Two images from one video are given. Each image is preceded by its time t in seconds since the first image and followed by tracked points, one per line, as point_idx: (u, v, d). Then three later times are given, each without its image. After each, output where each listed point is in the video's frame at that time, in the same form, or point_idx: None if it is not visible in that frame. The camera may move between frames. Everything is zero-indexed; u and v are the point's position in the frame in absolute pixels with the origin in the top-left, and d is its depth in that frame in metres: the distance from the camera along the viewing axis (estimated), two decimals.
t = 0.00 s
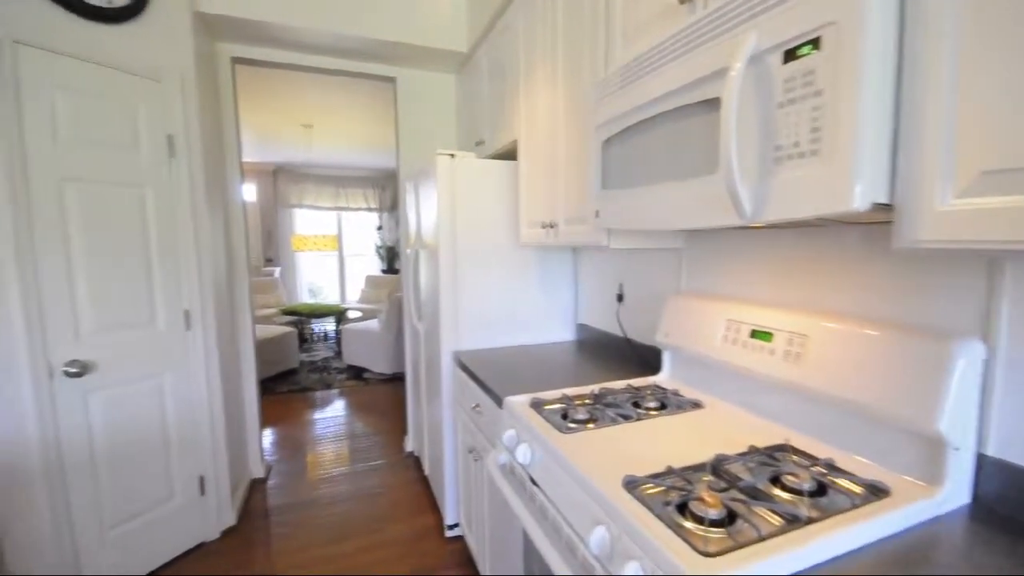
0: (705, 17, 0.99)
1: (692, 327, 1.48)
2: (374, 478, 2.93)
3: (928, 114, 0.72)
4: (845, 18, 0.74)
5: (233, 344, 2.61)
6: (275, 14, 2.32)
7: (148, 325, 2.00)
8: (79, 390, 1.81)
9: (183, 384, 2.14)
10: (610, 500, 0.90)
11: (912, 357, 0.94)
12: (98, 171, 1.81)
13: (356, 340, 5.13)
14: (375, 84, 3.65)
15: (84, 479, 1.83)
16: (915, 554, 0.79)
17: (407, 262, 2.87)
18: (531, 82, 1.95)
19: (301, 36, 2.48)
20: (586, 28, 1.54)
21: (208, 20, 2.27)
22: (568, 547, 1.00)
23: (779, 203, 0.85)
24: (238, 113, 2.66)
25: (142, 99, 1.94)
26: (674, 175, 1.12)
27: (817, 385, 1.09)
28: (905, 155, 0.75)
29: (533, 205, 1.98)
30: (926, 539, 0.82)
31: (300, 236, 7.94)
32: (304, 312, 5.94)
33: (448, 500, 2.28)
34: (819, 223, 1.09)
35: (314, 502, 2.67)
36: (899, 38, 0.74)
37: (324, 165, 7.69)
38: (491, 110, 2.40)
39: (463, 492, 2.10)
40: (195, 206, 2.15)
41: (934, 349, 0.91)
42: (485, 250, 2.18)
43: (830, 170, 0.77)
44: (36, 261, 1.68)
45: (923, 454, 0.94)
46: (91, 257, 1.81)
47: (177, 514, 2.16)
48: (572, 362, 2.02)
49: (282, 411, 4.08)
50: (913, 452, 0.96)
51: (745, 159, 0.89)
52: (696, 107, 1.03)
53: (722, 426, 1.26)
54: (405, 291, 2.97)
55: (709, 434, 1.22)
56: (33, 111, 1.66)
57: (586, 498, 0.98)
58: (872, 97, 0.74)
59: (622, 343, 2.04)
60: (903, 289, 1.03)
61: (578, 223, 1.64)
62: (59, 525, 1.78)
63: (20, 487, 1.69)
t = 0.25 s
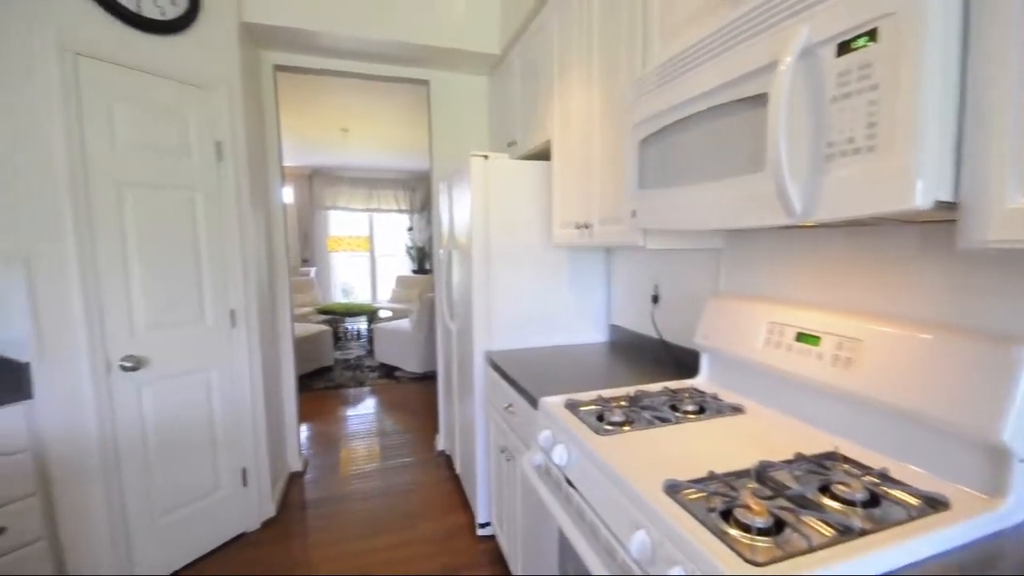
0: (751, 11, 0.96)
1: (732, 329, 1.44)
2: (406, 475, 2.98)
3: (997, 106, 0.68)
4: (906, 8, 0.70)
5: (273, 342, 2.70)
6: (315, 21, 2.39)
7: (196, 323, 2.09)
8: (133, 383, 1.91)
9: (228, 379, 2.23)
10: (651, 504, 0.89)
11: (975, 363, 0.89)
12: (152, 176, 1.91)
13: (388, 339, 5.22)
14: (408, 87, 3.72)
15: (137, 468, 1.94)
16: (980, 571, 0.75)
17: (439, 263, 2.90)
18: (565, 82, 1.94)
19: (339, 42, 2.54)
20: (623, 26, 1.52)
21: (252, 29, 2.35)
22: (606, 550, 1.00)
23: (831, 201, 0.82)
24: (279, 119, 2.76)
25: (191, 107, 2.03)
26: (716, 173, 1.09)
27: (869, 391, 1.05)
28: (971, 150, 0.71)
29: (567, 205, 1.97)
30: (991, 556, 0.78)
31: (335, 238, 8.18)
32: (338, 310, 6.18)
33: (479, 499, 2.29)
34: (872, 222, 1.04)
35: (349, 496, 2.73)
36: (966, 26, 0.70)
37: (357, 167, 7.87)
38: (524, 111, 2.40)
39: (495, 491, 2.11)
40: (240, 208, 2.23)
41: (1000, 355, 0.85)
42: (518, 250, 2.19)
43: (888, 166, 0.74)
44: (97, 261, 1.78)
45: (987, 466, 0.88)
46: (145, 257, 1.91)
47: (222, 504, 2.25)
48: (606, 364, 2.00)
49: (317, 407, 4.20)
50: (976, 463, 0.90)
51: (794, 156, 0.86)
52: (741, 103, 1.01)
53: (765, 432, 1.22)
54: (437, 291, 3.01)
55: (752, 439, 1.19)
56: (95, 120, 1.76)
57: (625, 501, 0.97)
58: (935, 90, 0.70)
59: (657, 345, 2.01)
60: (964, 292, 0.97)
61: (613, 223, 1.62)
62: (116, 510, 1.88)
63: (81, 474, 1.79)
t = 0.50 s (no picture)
0: (795, 6, 0.93)
1: (768, 333, 1.40)
2: (431, 473, 3.01)
3: None
4: None
5: (305, 339, 2.77)
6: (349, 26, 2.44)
7: (233, 320, 2.16)
8: (174, 377, 1.98)
9: (262, 375, 2.29)
10: (686, 510, 0.87)
11: None
12: (193, 178, 1.98)
13: (413, 338, 5.29)
14: (437, 90, 3.76)
15: (177, 459, 2.01)
16: None
17: (466, 263, 2.92)
18: (596, 82, 1.93)
19: (371, 46, 2.59)
20: (657, 24, 1.50)
21: (288, 35, 2.42)
22: (639, 555, 0.98)
23: (881, 200, 0.79)
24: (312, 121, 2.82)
25: (231, 110, 2.10)
26: (755, 173, 1.07)
27: (917, 399, 1.00)
28: None
29: (596, 206, 1.95)
30: None
31: (362, 239, 8.34)
32: (365, 310, 6.40)
33: (504, 499, 2.30)
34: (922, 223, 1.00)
35: (376, 493, 2.78)
36: None
37: (384, 169, 8.00)
38: (553, 111, 2.40)
39: (520, 492, 2.11)
40: (275, 208, 2.30)
41: None
42: (546, 251, 2.18)
43: (943, 165, 0.71)
44: (142, 259, 1.85)
45: None
46: (187, 256, 1.98)
47: (255, 496, 2.32)
48: (635, 366, 1.98)
49: (344, 404, 4.28)
50: None
51: (840, 155, 0.83)
52: (783, 101, 0.98)
53: (803, 439, 1.19)
54: (463, 291, 3.03)
55: (789, 446, 1.16)
56: (142, 124, 1.83)
57: (659, 506, 0.95)
58: (997, 84, 0.67)
59: (687, 348, 1.97)
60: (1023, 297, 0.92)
61: (644, 224, 1.60)
62: (156, 499, 1.96)
63: (125, 463, 1.87)
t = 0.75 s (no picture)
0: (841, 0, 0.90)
1: (807, 338, 1.36)
2: (456, 473, 3.03)
3: None
4: None
5: (335, 338, 2.83)
6: (380, 30, 2.48)
7: (268, 318, 2.22)
8: (212, 373, 2.05)
9: (295, 372, 2.35)
10: (724, 518, 0.85)
11: None
12: (232, 180, 2.05)
13: (438, 338, 5.34)
14: (464, 92, 3.79)
15: (214, 452, 2.08)
16: None
17: (493, 264, 2.93)
18: (626, 82, 1.91)
19: (401, 50, 2.63)
20: (691, 22, 1.47)
21: (322, 40, 2.47)
22: (672, 562, 0.97)
23: (935, 201, 0.76)
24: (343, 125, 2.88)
25: (267, 115, 2.16)
26: (796, 174, 1.04)
27: (969, 409, 0.96)
28: None
29: (626, 207, 1.93)
30: None
31: (389, 239, 8.45)
32: (390, 310, 6.49)
33: (530, 501, 2.29)
34: (977, 225, 0.95)
35: (402, 490, 2.81)
36: None
37: (410, 171, 8.11)
38: (581, 112, 2.39)
39: (546, 494, 2.10)
40: (308, 210, 2.35)
41: None
42: (574, 252, 2.17)
43: (1003, 164, 0.67)
44: (184, 259, 1.93)
45: None
46: (224, 255, 2.05)
47: (287, 490, 2.38)
48: (664, 369, 1.95)
49: (371, 402, 4.35)
50: None
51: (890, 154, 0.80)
52: (827, 99, 0.95)
53: (845, 449, 1.15)
54: (490, 292, 3.04)
55: (830, 455, 1.12)
56: (185, 129, 1.90)
57: (695, 512, 0.93)
58: None
59: (719, 352, 1.93)
60: None
61: (676, 225, 1.58)
62: (194, 490, 2.02)
63: (165, 455, 1.94)
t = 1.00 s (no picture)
0: None
1: (851, 343, 1.31)
2: (484, 473, 3.04)
3: None
4: None
5: (366, 338, 2.88)
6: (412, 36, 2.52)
7: (303, 318, 2.28)
8: (251, 371, 2.12)
9: (328, 371, 2.41)
10: (766, 528, 0.83)
11: None
12: (270, 184, 2.12)
13: (465, 339, 5.37)
14: (492, 94, 3.81)
15: (252, 447, 2.15)
16: None
17: (521, 265, 2.94)
18: (658, 81, 1.88)
19: (432, 55, 2.67)
20: (728, 20, 1.44)
21: (356, 47, 2.53)
22: (710, 570, 0.95)
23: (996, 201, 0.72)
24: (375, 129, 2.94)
25: (304, 121, 2.23)
26: (841, 174, 1.01)
27: None
28: None
29: (658, 208, 1.91)
30: None
31: (416, 241, 8.56)
32: (417, 311, 6.57)
33: (559, 504, 2.28)
34: None
35: (431, 490, 2.84)
36: None
37: (437, 173, 8.20)
38: (611, 113, 2.37)
39: (575, 497, 2.09)
40: (342, 213, 2.41)
41: None
42: (604, 253, 2.15)
43: None
44: (225, 261, 2.00)
45: None
46: (263, 257, 2.12)
47: (320, 486, 2.44)
48: (697, 373, 1.91)
49: (399, 401, 4.41)
50: None
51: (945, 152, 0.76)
52: (877, 96, 0.92)
53: (893, 459, 1.10)
54: (518, 294, 3.05)
55: (878, 465, 1.08)
56: (227, 136, 1.97)
57: (735, 521, 0.91)
58: None
59: (755, 357, 1.88)
60: None
61: (712, 226, 1.54)
62: (234, 484, 2.10)
63: (207, 449, 2.02)
